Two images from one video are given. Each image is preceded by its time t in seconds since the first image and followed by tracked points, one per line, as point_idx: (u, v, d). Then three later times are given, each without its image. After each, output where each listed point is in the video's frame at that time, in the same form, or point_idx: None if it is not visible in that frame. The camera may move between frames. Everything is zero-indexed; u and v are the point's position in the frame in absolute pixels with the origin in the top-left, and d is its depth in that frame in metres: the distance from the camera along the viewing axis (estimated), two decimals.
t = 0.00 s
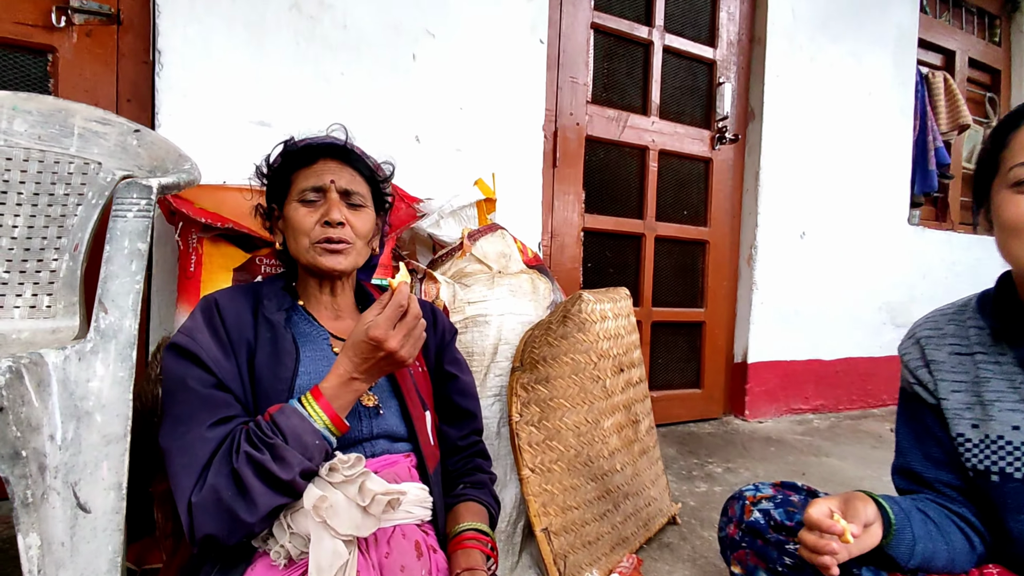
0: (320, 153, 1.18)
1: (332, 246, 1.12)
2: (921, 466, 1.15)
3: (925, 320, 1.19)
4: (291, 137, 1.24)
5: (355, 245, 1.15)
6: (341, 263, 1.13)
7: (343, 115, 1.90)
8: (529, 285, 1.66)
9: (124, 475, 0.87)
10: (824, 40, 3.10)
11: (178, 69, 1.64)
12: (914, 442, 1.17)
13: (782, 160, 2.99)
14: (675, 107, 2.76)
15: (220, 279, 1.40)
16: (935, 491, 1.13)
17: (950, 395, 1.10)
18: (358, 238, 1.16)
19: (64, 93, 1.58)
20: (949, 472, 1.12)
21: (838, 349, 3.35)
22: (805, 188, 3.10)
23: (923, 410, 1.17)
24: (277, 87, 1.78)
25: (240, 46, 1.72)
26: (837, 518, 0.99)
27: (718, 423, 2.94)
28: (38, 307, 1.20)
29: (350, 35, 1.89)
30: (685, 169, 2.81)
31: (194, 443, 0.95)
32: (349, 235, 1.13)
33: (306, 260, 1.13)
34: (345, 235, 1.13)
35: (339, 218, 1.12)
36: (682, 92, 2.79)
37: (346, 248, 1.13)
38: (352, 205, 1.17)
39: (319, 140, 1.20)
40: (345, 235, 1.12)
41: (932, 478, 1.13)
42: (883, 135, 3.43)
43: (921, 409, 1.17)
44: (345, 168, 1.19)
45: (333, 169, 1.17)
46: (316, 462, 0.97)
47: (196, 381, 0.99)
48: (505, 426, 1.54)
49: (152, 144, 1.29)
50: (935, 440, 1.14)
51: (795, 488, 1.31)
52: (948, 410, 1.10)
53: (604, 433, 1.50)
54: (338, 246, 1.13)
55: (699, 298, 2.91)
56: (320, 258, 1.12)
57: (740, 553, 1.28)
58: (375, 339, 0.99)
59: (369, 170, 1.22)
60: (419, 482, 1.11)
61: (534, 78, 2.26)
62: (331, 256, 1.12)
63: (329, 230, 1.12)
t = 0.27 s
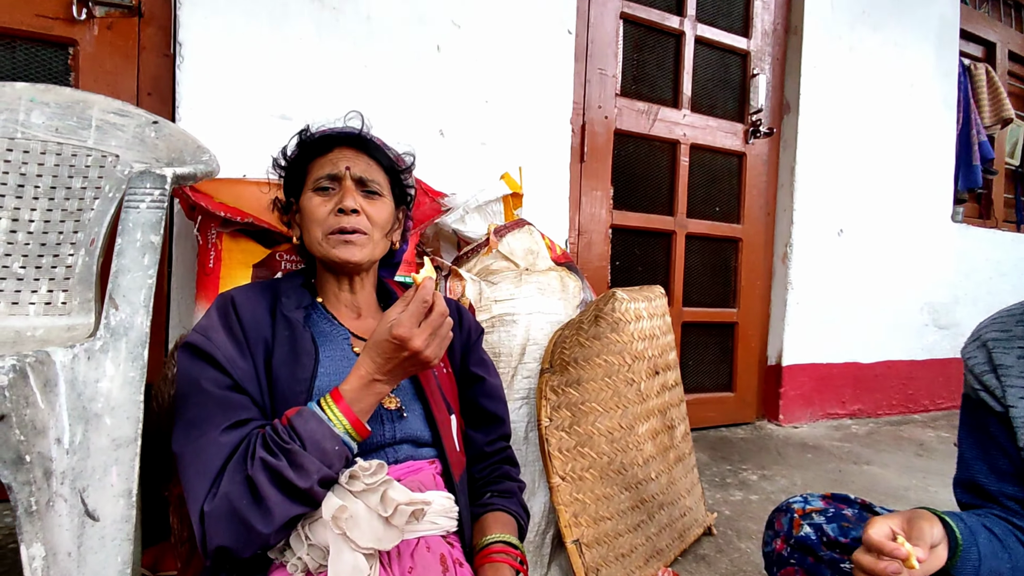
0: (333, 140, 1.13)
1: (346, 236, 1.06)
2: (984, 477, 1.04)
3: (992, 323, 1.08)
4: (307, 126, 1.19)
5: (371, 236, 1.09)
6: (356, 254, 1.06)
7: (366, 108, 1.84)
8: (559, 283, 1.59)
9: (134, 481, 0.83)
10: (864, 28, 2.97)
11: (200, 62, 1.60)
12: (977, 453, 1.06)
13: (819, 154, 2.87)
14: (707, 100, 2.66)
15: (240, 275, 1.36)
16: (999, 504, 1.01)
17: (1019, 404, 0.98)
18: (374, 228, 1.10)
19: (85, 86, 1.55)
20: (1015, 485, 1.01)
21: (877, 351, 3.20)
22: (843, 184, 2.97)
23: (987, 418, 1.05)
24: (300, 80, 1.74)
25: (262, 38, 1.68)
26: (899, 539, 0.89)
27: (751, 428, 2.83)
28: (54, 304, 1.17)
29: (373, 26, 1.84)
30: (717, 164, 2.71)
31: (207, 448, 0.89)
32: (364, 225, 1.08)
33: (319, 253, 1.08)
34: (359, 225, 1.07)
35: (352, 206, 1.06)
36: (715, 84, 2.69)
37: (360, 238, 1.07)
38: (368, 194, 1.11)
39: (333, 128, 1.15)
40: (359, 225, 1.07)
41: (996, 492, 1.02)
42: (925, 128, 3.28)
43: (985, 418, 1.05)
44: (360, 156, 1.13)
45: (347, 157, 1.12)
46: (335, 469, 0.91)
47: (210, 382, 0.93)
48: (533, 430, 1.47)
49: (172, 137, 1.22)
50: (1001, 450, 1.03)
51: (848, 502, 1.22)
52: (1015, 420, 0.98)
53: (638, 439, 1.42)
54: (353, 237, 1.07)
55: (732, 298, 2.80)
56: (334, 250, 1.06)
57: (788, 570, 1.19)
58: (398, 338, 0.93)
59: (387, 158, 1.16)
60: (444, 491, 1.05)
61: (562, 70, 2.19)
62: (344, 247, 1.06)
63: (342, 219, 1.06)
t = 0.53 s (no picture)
0: (358, 133, 1.10)
1: (367, 231, 1.03)
2: None
3: None
4: (332, 119, 1.17)
5: (393, 231, 1.06)
6: (376, 250, 1.04)
7: (387, 103, 1.82)
8: (584, 280, 1.55)
9: (154, 480, 0.80)
10: (896, 19, 2.88)
11: (221, 57, 1.58)
12: None
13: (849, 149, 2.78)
14: (732, 94, 2.60)
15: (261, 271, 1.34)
16: None
17: None
18: (396, 224, 1.07)
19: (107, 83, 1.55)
20: None
21: (908, 352, 3.10)
22: (873, 179, 2.89)
23: None
24: (320, 75, 1.72)
25: (283, 33, 1.66)
26: (950, 552, 0.81)
27: (778, 430, 2.76)
28: (75, 300, 1.15)
29: (394, 20, 1.81)
30: (743, 159, 2.64)
31: (229, 448, 0.87)
32: (386, 219, 1.05)
33: (340, 247, 1.05)
34: (381, 220, 1.04)
35: (374, 201, 1.03)
36: (740, 77, 2.62)
37: (382, 233, 1.04)
38: (392, 188, 1.09)
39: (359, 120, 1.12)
40: (381, 220, 1.04)
41: None
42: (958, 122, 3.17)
43: None
44: (385, 149, 1.10)
45: (371, 150, 1.09)
46: (358, 470, 0.88)
47: (231, 379, 0.91)
48: (558, 431, 1.44)
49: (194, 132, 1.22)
50: None
51: (889, 509, 1.17)
52: None
53: (668, 441, 1.37)
54: (375, 232, 1.05)
55: (758, 297, 2.74)
56: (354, 244, 1.04)
57: None
58: (424, 335, 0.90)
59: (412, 152, 1.13)
60: (469, 493, 1.01)
61: (584, 63, 2.14)
62: (365, 242, 1.03)
63: (364, 213, 1.03)
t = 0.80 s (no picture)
0: (376, 131, 1.11)
1: (385, 230, 1.04)
2: None
3: None
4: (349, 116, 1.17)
5: (411, 230, 1.07)
6: (395, 249, 1.04)
7: (400, 101, 1.83)
8: (597, 277, 1.54)
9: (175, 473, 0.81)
10: (913, 13, 2.84)
11: (236, 56, 1.60)
12: None
13: (864, 145, 2.76)
14: (746, 90, 2.58)
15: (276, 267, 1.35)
16: None
17: None
18: (413, 222, 1.08)
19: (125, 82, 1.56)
20: None
21: (925, 350, 3.07)
22: (890, 176, 2.85)
23: None
24: (334, 72, 1.73)
25: (297, 32, 1.67)
26: (969, 556, 0.80)
27: (792, 429, 2.74)
28: (95, 296, 1.17)
29: (407, 18, 1.82)
30: (757, 156, 2.62)
31: (246, 441, 0.88)
32: (404, 218, 1.05)
33: (358, 245, 1.06)
34: (400, 219, 1.05)
35: (394, 200, 1.04)
36: (754, 73, 2.60)
37: (401, 232, 1.05)
38: (409, 186, 1.09)
39: (377, 118, 1.13)
40: (399, 219, 1.04)
41: None
42: (976, 117, 3.13)
43: None
44: (402, 147, 1.10)
45: (389, 149, 1.09)
46: (375, 465, 0.88)
47: (249, 374, 0.92)
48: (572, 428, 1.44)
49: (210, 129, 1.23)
50: None
51: (908, 507, 1.16)
52: None
53: (683, 438, 1.36)
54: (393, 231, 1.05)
55: (772, 295, 2.72)
56: (373, 243, 1.04)
57: None
58: (443, 331, 0.90)
59: (428, 150, 1.13)
60: (484, 487, 1.01)
61: (597, 60, 2.14)
62: (382, 241, 1.04)
63: (383, 212, 1.04)
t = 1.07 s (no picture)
0: (379, 140, 1.14)
1: (387, 236, 1.07)
2: None
3: None
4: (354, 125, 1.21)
5: (413, 236, 1.10)
6: (396, 254, 1.07)
7: (405, 106, 1.86)
8: (598, 280, 1.57)
9: (189, 471, 0.84)
10: (914, 16, 2.86)
11: (245, 63, 1.63)
12: None
13: (866, 147, 2.77)
14: (747, 93, 2.60)
15: (285, 270, 1.38)
16: None
17: None
18: (415, 229, 1.11)
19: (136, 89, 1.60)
20: None
21: (926, 351, 3.08)
22: (891, 177, 2.87)
23: None
24: (341, 79, 1.76)
25: (305, 39, 1.71)
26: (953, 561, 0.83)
27: (794, 429, 2.76)
28: (110, 300, 1.20)
29: (412, 26, 1.85)
30: (759, 159, 2.64)
31: (257, 441, 0.91)
32: (406, 225, 1.08)
33: (362, 251, 1.09)
34: (401, 225, 1.07)
35: (395, 206, 1.07)
36: (756, 77, 2.62)
37: (402, 238, 1.07)
38: (412, 194, 1.12)
39: (380, 126, 1.16)
40: (401, 226, 1.07)
41: None
42: (978, 119, 3.14)
43: None
44: (405, 155, 1.13)
45: (392, 157, 1.12)
46: (381, 464, 0.91)
47: (259, 376, 0.95)
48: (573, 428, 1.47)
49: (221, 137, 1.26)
50: None
51: (902, 508, 1.18)
52: None
53: (682, 439, 1.39)
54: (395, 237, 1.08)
55: (773, 296, 2.74)
56: (376, 248, 1.07)
57: None
58: (446, 334, 0.93)
59: (431, 158, 1.16)
60: (487, 487, 1.04)
61: (599, 64, 2.16)
62: (384, 247, 1.07)
63: (385, 219, 1.07)
